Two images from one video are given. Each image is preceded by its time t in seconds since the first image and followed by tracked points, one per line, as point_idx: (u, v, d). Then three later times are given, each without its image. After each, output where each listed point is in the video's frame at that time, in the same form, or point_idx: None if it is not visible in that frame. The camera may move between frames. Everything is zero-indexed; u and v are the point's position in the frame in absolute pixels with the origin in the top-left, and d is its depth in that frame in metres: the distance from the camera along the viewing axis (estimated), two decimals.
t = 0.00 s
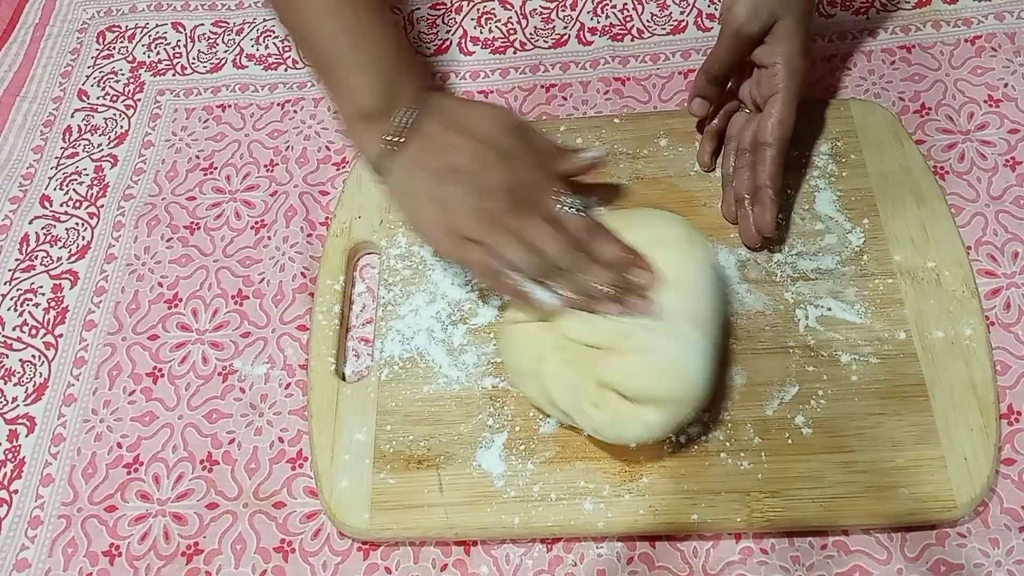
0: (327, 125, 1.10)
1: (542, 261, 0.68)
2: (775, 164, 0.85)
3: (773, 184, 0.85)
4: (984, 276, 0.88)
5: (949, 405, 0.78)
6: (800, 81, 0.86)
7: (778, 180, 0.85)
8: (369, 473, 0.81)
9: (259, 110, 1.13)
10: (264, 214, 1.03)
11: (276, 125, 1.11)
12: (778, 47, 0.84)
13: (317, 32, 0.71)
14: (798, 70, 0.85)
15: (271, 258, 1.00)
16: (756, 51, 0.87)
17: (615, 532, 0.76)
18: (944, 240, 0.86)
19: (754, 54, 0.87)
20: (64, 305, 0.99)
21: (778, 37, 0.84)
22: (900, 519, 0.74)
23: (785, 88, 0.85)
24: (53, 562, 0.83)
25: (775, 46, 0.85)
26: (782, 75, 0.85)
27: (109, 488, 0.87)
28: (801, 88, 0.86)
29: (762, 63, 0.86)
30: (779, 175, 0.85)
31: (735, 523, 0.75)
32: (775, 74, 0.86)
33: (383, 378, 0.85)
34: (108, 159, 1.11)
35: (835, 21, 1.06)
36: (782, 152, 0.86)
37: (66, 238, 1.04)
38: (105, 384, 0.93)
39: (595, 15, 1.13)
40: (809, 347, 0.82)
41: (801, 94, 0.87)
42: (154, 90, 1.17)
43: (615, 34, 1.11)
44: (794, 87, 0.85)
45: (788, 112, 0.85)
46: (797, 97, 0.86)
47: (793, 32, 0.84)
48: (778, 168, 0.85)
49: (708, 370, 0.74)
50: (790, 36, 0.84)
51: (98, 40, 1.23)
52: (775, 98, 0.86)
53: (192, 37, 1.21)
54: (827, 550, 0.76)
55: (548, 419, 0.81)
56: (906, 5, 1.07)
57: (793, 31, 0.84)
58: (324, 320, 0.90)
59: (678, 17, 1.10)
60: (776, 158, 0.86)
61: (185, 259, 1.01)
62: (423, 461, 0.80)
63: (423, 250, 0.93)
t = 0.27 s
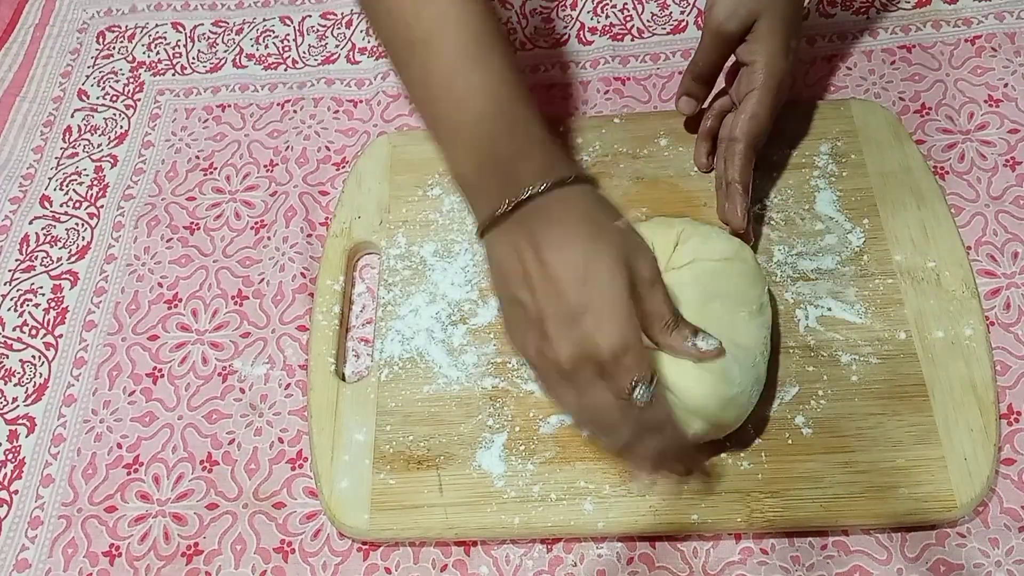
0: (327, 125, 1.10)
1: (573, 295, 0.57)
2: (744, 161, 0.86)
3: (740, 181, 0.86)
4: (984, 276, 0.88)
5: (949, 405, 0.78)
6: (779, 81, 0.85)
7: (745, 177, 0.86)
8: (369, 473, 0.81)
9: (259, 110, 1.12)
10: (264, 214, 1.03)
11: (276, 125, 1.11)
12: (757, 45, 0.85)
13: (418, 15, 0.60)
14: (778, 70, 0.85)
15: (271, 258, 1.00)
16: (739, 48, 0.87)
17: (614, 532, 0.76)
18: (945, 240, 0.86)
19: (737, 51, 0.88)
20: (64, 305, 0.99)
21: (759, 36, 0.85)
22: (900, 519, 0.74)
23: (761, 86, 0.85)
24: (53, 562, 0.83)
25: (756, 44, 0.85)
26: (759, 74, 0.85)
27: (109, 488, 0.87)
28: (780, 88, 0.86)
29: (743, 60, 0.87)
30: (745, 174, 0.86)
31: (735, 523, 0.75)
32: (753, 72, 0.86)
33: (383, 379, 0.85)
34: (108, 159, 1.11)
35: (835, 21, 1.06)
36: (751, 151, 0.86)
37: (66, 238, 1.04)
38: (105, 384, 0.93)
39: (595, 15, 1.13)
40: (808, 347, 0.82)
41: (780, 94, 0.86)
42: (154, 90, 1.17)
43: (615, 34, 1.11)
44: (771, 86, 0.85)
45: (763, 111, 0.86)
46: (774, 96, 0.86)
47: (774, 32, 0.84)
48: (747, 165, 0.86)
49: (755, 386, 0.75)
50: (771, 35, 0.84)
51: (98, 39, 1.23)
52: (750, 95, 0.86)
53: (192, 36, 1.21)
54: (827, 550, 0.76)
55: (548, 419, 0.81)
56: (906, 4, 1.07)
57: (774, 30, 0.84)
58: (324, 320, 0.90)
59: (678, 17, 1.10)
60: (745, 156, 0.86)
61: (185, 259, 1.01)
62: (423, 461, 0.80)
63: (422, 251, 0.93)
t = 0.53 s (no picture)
0: (327, 125, 1.09)
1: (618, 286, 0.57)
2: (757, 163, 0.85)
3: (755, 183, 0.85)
4: (984, 276, 0.88)
5: (949, 405, 0.78)
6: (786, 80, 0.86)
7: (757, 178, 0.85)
8: (369, 473, 0.81)
9: (258, 110, 1.12)
10: (264, 214, 1.03)
11: (276, 124, 1.11)
12: (764, 48, 0.85)
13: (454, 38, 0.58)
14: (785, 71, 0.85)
15: (271, 258, 1.00)
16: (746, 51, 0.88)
17: (614, 532, 0.76)
18: (945, 240, 0.86)
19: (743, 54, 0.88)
20: (63, 305, 0.99)
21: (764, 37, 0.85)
22: (900, 519, 0.74)
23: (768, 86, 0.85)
24: (53, 562, 0.83)
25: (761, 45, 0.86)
26: (766, 75, 0.85)
27: (109, 488, 0.86)
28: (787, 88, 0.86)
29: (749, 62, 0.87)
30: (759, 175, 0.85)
31: (735, 523, 0.75)
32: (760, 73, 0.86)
33: (383, 379, 0.85)
34: (108, 159, 1.11)
35: (835, 21, 1.06)
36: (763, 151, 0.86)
37: (66, 238, 1.04)
38: (105, 384, 0.93)
39: (595, 15, 1.13)
40: (809, 347, 0.82)
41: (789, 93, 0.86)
42: (154, 90, 1.17)
43: (615, 34, 1.11)
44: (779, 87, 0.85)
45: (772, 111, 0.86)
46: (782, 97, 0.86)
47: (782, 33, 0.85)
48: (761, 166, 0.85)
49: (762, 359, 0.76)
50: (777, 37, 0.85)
51: (97, 39, 1.23)
52: (757, 96, 0.86)
53: (192, 36, 1.21)
54: (827, 550, 0.76)
55: (548, 419, 0.81)
56: (906, 5, 1.07)
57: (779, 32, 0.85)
58: (324, 320, 0.90)
59: (678, 17, 1.10)
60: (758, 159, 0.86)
61: (185, 259, 1.01)
62: (423, 461, 0.80)
63: (423, 250, 0.93)
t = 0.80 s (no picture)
0: (327, 125, 1.10)
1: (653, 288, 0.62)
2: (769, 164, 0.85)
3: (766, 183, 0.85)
4: (984, 276, 0.88)
5: (949, 405, 0.78)
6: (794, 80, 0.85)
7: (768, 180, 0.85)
8: (369, 473, 0.81)
9: (259, 110, 1.13)
10: (264, 214, 1.03)
11: (276, 125, 1.11)
12: (773, 48, 0.85)
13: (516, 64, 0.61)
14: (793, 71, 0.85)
15: (271, 258, 1.00)
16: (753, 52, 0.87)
17: (614, 532, 0.76)
18: (945, 240, 0.86)
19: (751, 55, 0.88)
20: (64, 305, 0.99)
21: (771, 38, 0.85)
22: (900, 519, 0.74)
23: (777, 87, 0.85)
24: (53, 562, 0.83)
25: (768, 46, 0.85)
26: (777, 76, 0.85)
27: (109, 488, 0.86)
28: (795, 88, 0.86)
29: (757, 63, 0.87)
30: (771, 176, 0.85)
31: (735, 523, 0.75)
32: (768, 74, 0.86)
33: (383, 378, 0.85)
34: (108, 159, 1.11)
35: (835, 21, 1.06)
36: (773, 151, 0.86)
37: (66, 238, 1.04)
38: (105, 384, 0.93)
39: (595, 15, 1.13)
40: (809, 347, 0.82)
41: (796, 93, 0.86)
42: (154, 90, 1.17)
43: (615, 34, 1.11)
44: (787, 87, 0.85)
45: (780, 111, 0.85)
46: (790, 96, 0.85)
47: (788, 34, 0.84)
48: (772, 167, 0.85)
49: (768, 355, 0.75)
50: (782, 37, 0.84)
51: (98, 40, 1.23)
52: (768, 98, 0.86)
53: (192, 37, 1.21)
54: (827, 550, 0.76)
55: (548, 419, 0.81)
56: (906, 5, 1.07)
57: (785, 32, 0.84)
58: (324, 320, 0.90)
59: (678, 17, 1.10)
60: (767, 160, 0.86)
61: (185, 259, 1.01)
62: (423, 461, 0.80)
63: (423, 250, 0.93)
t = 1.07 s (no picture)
0: (327, 125, 1.10)
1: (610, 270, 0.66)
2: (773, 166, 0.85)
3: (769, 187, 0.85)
4: (984, 276, 0.88)
5: (949, 405, 0.78)
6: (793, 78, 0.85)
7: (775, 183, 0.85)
8: (369, 473, 0.81)
9: (258, 110, 1.12)
10: (264, 214, 1.03)
11: (276, 125, 1.11)
12: (777, 46, 0.85)
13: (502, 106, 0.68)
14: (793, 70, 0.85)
15: (271, 258, 1.00)
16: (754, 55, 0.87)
17: (614, 532, 0.76)
18: (944, 240, 0.86)
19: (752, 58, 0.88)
20: (64, 305, 0.99)
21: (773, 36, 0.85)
22: (900, 519, 0.74)
23: (782, 87, 0.85)
24: (53, 562, 0.83)
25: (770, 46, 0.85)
26: (781, 75, 0.85)
27: (109, 488, 0.86)
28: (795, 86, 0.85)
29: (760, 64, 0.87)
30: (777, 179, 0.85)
31: (735, 523, 0.75)
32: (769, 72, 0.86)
33: (383, 379, 0.85)
34: (108, 159, 1.11)
35: (835, 21, 1.07)
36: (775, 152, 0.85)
37: (66, 238, 1.04)
38: (105, 384, 0.93)
39: (595, 15, 1.13)
40: (809, 347, 0.82)
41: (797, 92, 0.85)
42: (154, 90, 1.17)
43: (615, 34, 1.11)
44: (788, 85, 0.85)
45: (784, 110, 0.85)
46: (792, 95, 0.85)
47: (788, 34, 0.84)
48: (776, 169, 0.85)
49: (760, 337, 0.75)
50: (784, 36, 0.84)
51: (98, 40, 1.23)
52: (772, 97, 0.85)
53: (192, 36, 1.21)
54: (827, 550, 0.76)
55: (548, 419, 0.81)
56: (906, 5, 1.07)
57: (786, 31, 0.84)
58: (324, 320, 0.90)
59: (678, 17, 1.10)
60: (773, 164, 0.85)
61: (185, 259, 1.01)
62: (423, 461, 0.80)
63: (423, 251, 0.93)
